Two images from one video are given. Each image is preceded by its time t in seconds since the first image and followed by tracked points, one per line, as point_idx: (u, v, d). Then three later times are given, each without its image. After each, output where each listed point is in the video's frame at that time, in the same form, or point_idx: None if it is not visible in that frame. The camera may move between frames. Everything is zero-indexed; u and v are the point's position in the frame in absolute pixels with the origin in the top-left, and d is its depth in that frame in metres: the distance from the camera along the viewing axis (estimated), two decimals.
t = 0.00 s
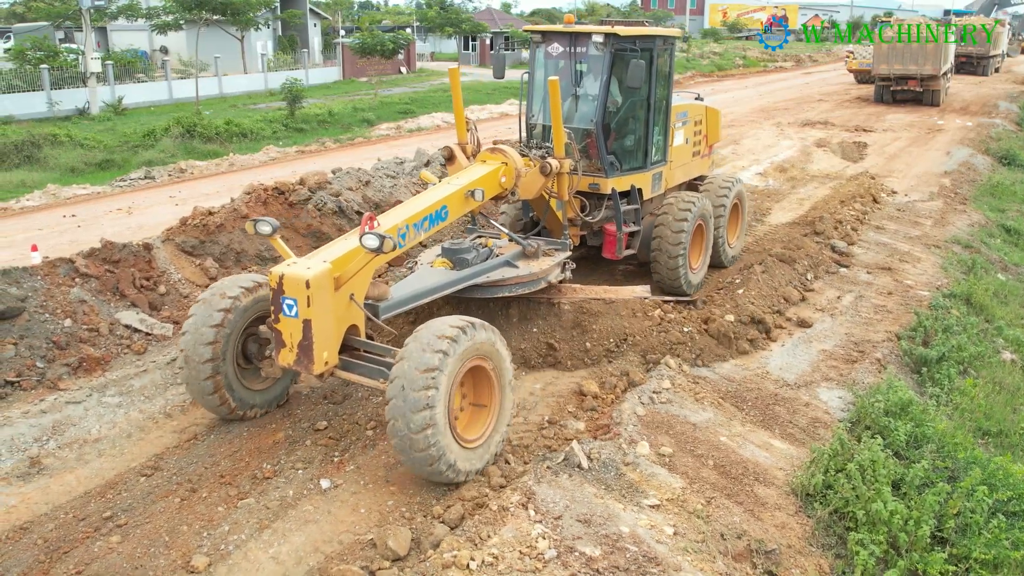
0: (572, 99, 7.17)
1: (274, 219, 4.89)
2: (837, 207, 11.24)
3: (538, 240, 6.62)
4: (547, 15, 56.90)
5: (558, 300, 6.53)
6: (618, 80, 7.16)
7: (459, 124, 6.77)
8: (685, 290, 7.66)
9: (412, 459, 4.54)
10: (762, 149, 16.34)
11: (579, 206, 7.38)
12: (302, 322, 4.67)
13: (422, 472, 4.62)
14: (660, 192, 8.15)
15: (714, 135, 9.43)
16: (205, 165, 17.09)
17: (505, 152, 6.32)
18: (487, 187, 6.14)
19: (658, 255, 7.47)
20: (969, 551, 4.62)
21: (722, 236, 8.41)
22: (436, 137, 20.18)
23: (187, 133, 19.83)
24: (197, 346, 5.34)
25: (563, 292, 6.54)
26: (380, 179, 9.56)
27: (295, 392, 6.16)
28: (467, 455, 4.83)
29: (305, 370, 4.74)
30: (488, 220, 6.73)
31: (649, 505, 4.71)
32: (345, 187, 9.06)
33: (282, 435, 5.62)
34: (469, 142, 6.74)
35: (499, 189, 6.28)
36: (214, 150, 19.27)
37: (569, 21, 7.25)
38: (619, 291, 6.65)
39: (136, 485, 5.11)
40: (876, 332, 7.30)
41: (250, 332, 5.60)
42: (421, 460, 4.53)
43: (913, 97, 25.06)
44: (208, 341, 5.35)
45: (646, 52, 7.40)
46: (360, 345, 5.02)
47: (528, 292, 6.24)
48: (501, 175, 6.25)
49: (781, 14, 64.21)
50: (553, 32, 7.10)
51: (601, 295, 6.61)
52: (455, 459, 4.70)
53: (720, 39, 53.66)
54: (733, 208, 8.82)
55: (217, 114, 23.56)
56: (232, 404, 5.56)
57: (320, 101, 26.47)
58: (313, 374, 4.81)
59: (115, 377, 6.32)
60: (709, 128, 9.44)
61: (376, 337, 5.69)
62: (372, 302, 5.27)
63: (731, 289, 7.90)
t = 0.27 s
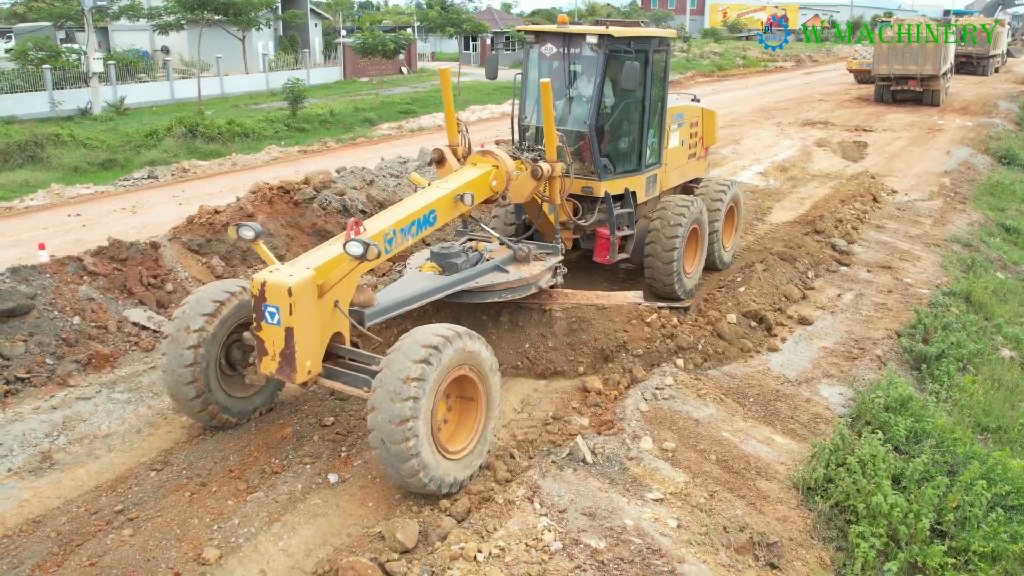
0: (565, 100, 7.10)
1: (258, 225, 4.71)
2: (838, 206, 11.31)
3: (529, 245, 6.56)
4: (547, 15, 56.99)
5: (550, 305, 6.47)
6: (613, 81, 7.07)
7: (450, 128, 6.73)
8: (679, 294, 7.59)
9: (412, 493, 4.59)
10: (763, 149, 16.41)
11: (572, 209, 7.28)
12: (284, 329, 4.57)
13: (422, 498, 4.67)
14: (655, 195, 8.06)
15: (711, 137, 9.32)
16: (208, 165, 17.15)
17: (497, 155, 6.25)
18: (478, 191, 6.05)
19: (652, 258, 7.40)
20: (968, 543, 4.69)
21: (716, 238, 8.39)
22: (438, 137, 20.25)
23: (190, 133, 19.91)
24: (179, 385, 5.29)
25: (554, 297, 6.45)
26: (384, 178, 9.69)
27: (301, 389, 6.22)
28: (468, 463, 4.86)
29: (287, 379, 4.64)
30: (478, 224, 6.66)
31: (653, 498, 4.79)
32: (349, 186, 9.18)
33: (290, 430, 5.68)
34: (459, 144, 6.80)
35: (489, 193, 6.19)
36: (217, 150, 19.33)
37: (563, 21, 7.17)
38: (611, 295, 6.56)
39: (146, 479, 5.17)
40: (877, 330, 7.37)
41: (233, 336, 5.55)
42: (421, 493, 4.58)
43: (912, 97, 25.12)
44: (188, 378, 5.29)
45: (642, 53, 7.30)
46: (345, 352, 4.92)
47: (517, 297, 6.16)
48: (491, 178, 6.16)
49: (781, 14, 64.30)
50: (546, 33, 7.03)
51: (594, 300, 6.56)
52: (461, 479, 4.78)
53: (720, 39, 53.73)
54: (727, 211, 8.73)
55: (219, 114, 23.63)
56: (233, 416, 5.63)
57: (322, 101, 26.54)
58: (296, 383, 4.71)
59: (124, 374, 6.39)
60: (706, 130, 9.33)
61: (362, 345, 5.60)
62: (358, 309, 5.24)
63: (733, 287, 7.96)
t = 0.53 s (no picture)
0: (553, 103, 6.99)
1: (237, 229, 4.67)
2: (837, 206, 11.41)
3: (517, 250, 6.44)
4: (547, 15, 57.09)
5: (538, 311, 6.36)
6: (602, 83, 6.97)
7: (437, 130, 6.59)
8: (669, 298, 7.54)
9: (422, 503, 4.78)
10: (762, 149, 16.51)
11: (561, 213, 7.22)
12: (262, 337, 4.46)
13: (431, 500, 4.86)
14: (646, 198, 7.94)
15: (702, 139, 9.22)
16: (210, 165, 17.23)
17: (483, 159, 6.06)
18: (463, 196, 5.90)
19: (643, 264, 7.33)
20: (963, 535, 4.78)
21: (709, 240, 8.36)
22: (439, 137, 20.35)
23: (192, 133, 20.02)
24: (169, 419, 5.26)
25: (542, 303, 6.33)
26: (384, 177, 9.90)
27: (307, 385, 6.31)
28: (466, 449, 4.96)
29: (266, 388, 4.54)
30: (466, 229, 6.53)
31: (655, 491, 4.89)
32: (353, 185, 9.34)
33: (297, 425, 5.78)
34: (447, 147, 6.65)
35: (475, 198, 5.99)
36: (219, 150, 19.42)
37: (550, 23, 7.05)
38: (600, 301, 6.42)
39: (157, 472, 5.25)
40: (875, 327, 7.47)
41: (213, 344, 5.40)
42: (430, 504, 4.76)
43: (912, 97, 25.21)
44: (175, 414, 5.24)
45: (631, 55, 7.22)
46: (326, 360, 4.83)
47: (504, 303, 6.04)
48: (478, 183, 5.98)
49: (781, 14, 64.43)
50: (534, 35, 6.89)
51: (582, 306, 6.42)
52: (464, 470, 4.95)
53: (720, 40, 53.84)
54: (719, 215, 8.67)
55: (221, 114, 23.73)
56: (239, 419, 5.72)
57: (323, 102, 26.63)
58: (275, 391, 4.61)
59: (134, 370, 6.49)
60: (698, 132, 9.23)
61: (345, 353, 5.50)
62: (339, 315, 5.16)
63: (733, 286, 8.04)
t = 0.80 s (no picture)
0: (538, 105, 6.95)
1: (212, 236, 4.82)
2: (835, 204, 11.55)
3: (499, 255, 6.40)
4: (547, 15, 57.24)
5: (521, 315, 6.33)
6: (587, 85, 6.93)
7: (421, 136, 6.65)
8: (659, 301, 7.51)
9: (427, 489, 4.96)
10: (762, 148, 16.64)
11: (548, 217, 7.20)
12: (235, 343, 4.46)
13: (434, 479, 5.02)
14: (633, 201, 7.90)
15: (693, 142, 9.15)
16: (214, 164, 17.34)
17: (465, 162, 6.12)
18: (445, 199, 5.96)
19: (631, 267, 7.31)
20: (955, 523, 4.91)
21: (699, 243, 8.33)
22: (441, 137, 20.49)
23: (195, 133, 20.16)
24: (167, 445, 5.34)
25: (526, 308, 6.31)
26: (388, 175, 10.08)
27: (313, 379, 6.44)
28: (451, 427, 4.95)
29: (239, 395, 4.53)
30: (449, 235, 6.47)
31: (655, 480, 5.02)
32: (358, 183, 9.49)
33: (305, 417, 5.91)
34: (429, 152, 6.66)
35: (457, 201, 6.08)
36: (222, 149, 19.55)
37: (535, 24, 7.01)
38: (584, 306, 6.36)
39: (169, 461, 5.38)
40: (871, 323, 7.60)
41: (182, 355, 5.24)
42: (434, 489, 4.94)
43: (911, 97, 25.33)
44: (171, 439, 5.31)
45: (617, 57, 7.18)
46: (302, 367, 4.80)
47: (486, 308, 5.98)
48: (458, 186, 6.05)
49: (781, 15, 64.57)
50: (518, 38, 6.88)
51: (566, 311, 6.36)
52: (455, 447, 4.99)
53: (721, 40, 53.97)
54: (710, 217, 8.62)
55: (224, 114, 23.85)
56: (238, 406, 5.77)
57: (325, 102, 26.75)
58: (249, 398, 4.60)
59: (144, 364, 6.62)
60: (687, 134, 9.15)
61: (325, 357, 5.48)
62: (316, 323, 5.07)
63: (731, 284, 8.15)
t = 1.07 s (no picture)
0: (524, 106, 6.91)
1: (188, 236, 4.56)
2: (832, 202, 11.72)
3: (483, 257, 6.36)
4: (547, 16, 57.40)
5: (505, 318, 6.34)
6: (573, 87, 6.91)
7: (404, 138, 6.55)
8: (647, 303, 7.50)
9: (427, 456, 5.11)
10: (760, 148, 16.80)
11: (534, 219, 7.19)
12: (209, 348, 4.40)
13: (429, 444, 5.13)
14: (621, 203, 7.91)
15: (683, 143, 9.18)
16: (217, 163, 17.50)
17: (448, 164, 6.05)
18: (428, 201, 5.90)
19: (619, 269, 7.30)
20: (943, 506, 5.07)
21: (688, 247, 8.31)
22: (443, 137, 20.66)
23: (199, 132, 20.34)
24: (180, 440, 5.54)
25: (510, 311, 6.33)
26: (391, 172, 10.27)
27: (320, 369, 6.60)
28: (427, 404, 4.88)
29: (213, 398, 4.49)
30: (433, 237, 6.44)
31: (653, 465, 5.18)
32: (363, 180, 9.66)
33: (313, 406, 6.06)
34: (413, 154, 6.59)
35: (440, 203, 5.96)
36: (225, 149, 19.71)
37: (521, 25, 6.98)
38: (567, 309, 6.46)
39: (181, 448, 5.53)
40: (866, 317, 7.76)
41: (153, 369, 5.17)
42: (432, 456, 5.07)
43: (909, 97, 25.50)
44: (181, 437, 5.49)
45: (604, 58, 7.16)
46: (277, 371, 4.76)
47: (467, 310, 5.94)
48: (442, 189, 5.94)
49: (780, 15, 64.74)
50: (505, 38, 6.84)
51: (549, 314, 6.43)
52: (435, 416, 4.96)
53: (720, 40, 54.14)
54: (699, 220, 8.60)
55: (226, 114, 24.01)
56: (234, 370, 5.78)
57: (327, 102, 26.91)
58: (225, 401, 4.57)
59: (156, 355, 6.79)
60: (678, 136, 9.19)
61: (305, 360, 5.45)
62: (296, 324, 5.03)
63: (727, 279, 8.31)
